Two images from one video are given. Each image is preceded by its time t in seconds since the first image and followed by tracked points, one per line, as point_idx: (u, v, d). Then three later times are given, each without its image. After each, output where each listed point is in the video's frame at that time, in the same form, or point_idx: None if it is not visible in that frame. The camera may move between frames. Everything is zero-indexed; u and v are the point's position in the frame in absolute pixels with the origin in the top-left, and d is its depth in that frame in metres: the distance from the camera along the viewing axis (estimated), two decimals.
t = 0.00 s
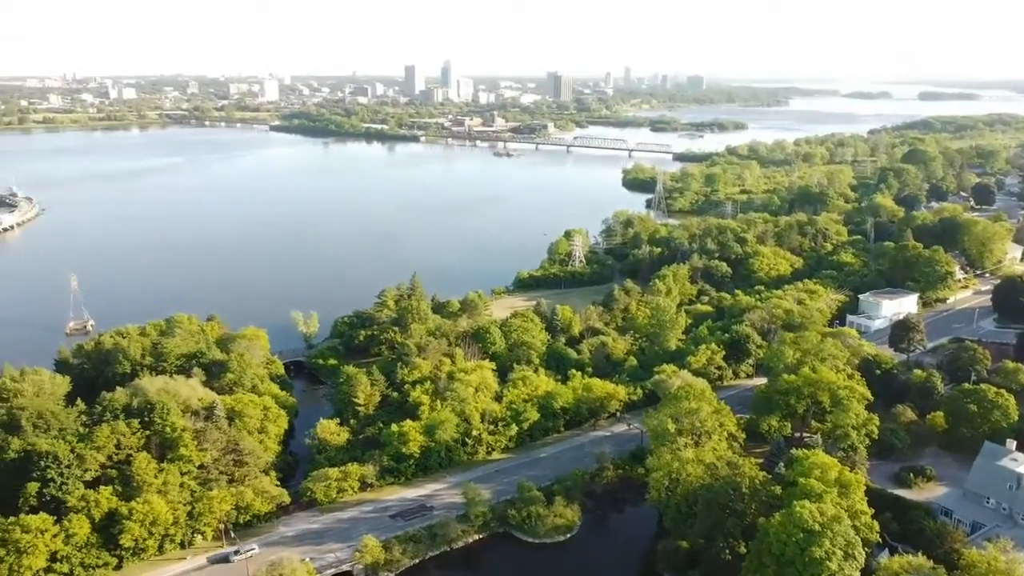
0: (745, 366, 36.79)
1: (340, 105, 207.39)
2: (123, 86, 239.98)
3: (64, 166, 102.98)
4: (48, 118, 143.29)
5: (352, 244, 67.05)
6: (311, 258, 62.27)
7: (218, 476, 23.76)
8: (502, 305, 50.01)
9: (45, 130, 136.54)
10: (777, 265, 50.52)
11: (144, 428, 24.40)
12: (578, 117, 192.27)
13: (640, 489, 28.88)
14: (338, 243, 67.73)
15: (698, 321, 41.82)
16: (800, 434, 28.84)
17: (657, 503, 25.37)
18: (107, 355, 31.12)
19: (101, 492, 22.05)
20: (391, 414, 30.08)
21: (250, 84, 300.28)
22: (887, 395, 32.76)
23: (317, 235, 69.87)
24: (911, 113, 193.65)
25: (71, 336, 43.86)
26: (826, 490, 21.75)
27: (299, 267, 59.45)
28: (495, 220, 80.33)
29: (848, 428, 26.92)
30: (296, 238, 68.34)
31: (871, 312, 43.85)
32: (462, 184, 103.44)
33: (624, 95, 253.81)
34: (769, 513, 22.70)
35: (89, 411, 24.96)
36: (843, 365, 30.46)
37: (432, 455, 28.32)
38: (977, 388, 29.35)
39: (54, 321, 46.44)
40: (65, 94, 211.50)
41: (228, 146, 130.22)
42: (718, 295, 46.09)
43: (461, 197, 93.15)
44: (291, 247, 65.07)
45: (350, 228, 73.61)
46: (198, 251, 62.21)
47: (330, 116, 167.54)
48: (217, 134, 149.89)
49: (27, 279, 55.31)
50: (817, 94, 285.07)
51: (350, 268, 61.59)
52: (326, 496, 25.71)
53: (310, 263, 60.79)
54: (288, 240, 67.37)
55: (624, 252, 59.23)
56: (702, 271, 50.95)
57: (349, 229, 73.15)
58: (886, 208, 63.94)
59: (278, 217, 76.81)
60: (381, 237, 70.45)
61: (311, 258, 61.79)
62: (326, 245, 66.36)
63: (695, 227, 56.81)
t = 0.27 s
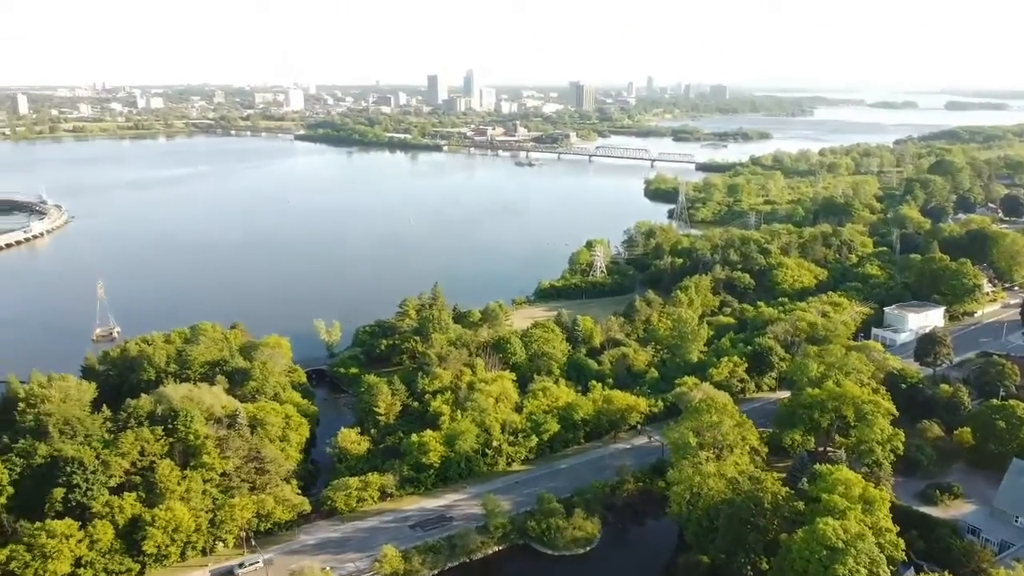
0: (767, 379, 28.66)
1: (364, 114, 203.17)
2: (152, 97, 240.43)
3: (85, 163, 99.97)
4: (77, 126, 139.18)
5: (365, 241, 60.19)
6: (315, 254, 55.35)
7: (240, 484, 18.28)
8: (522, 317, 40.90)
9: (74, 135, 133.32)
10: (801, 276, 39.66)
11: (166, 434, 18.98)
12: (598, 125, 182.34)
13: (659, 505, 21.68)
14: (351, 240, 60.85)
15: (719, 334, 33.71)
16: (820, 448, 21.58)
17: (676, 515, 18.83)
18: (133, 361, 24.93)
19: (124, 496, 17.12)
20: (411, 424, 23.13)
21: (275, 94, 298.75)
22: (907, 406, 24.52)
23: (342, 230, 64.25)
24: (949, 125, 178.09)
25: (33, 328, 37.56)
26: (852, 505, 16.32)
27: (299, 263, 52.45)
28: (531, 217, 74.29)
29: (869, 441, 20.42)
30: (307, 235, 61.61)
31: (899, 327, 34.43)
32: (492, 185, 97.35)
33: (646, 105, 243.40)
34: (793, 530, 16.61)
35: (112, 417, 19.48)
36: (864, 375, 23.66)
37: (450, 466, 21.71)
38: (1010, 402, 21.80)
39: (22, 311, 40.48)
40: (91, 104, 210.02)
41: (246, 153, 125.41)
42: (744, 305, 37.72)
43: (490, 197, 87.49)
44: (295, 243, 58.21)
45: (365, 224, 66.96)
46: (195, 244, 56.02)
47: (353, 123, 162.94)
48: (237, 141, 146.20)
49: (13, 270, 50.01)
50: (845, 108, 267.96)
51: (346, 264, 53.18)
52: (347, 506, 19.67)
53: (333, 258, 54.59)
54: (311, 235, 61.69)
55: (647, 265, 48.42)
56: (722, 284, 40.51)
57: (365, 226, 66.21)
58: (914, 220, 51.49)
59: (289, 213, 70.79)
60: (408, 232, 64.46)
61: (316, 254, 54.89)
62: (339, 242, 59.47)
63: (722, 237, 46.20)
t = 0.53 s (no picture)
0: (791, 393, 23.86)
1: (387, 124, 203.11)
2: (180, 107, 242.81)
3: (119, 172, 101.28)
4: (105, 134, 139.70)
5: (381, 248, 58.44)
6: (329, 259, 53.81)
7: (262, 491, 15.24)
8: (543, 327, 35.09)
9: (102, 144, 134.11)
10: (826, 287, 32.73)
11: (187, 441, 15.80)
12: (620, 135, 180.36)
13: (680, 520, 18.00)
14: (367, 249, 58.44)
15: (739, 347, 27.80)
16: (840, 464, 17.47)
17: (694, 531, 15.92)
18: (159, 369, 21.98)
19: (148, 501, 14.43)
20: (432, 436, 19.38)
21: (300, 104, 300.81)
22: (931, 421, 19.82)
23: (363, 237, 63.02)
24: (982, 138, 171.74)
25: (41, 329, 36.63)
26: (874, 522, 13.68)
27: (320, 267, 50.98)
28: (554, 226, 72.79)
29: (894, 457, 16.52)
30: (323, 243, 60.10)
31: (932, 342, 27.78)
32: (512, 195, 95.83)
33: (669, 117, 239.00)
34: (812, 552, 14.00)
35: (137, 422, 16.45)
36: (890, 388, 19.35)
37: (468, 476, 18.04)
38: None
39: (33, 313, 39.65)
40: (121, 113, 212.16)
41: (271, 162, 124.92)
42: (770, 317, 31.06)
43: (510, 207, 86.00)
44: (310, 250, 56.87)
45: (383, 235, 64.74)
46: (214, 251, 54.91)
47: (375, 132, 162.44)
48: (261, 150, 146.12)
49: (24, 275, 48.34)
50: (872, 118, 263.85)
51: (367, 268, 51.68)
52: (367, 517, 16.45)
53: (353, 263, 53.08)
54: (332, 242, 60.55)
55: (668, 275, 39.78)
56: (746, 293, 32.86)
57: (383, 235, 64.67)
58: (945, 231, 44.94)
59: (309, 223, 69.72)
60: (429, 239, 63.17)
61: (328, 260, 53.28)
62: (356, 249, 57.96)
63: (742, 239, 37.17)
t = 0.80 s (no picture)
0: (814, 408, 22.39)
1: (409, 134, 203.99)
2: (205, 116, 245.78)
3: (144, 181, 102.38)
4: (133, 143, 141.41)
5: (400, 257, 58.48)
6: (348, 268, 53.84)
7: (283, 500, 15.02)
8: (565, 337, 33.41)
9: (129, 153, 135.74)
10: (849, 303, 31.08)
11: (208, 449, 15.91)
12: (642, 144, 179.76)
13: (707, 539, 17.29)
14: (388, 258, 58.58)
15: (762, 361, 26.26)
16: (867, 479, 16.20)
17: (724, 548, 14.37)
18: (184, 376, 22.27)
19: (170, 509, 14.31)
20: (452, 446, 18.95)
21: (323, 113, 303.42)
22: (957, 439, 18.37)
23: (384, 247, 63.10)
24: (1008, 147, 168.73)
25: (62, 337, 36.84)
26: (901, 539, 12.74)
27: (342, 278, 51.02)
28: (574, 236, 72.50)
29: (919, 474, 15.34)
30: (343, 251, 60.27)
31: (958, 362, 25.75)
32: (533, 206, 95.42)
33: (692, 125, 237.67)
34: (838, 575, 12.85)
35: (160, 431, 16.43)
36: (914, 405, 18.03)
37: (488, 487, 17.63)
38: None
39: (56, 320, 40.09)
40: (147, 122, 215.36)
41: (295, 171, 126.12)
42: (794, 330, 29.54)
43: (530, 217, 85.65)
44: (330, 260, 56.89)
45: (405, 244, 64.91)
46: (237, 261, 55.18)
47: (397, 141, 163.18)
48: (284, 158, 147.57)
49: (51, 282, 48.84)
50: (896, 128, 260.95)
51: (389, 278, 51.68)
52: (386, 527, 16.12)
53: (374, 272, 53.15)
54: (353, 252, 60.73)
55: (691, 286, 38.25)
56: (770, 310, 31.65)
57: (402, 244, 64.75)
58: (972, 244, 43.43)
59: (330, 232, 69.97)
60: (450, 249, 63.19)
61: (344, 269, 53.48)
62: (376, 258, 58.03)
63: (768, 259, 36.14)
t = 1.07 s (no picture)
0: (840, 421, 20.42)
1: (432, 144, 205.32)
2: (233, 125, 249.84)
3: (172, 190, 103.69)
4: (160, 152, 143.84)
5: (423, 266, 58.70)
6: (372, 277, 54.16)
7: (305, 508, 13.65)
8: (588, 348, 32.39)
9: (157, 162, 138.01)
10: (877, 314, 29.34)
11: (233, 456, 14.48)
12: (665, 153, 179.15)
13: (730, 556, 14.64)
14: (408, 267, 58.40)
15: (783, 374, 24.63)
16: (889, 495, 14.06)
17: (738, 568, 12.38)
18: (208, 385, 22.68)
19: (193, 515, 13.05)
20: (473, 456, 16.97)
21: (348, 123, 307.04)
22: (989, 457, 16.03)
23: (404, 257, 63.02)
24: None
25: (84, 348, 36.73)
26: (928, 558, 10.97)
27: (363, 288, 50.79)
28: (594, 246, 72.07)
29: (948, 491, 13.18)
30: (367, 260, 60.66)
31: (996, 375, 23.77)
32: (554, 215, 94.96)
33: (714, 134, 236.48)
34: None
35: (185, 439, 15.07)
36: (941, 421, 15.92)
37: (511, 497, 15.67)
38: None
39: (84, 327, 40.59)
40: (175, 131, 219.17)
41: (319, 179, 127.14)
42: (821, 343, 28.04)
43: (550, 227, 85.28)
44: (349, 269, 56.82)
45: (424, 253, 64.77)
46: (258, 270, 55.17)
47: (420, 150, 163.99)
48: (308, 167, 149.16)
49: (76, 290, 48.97)
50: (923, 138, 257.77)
51: (409, 289, 51.43)
52: (406, 537, 14.38)
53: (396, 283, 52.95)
54: (374, 261, 60.65)
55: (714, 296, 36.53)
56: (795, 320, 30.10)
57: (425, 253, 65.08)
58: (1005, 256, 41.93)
59: (350, 241, 70.02)
60: (470, 259, 62.93)
61: (368, 277, 53.89)
62: (398, 267, 58.34)
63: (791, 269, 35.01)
